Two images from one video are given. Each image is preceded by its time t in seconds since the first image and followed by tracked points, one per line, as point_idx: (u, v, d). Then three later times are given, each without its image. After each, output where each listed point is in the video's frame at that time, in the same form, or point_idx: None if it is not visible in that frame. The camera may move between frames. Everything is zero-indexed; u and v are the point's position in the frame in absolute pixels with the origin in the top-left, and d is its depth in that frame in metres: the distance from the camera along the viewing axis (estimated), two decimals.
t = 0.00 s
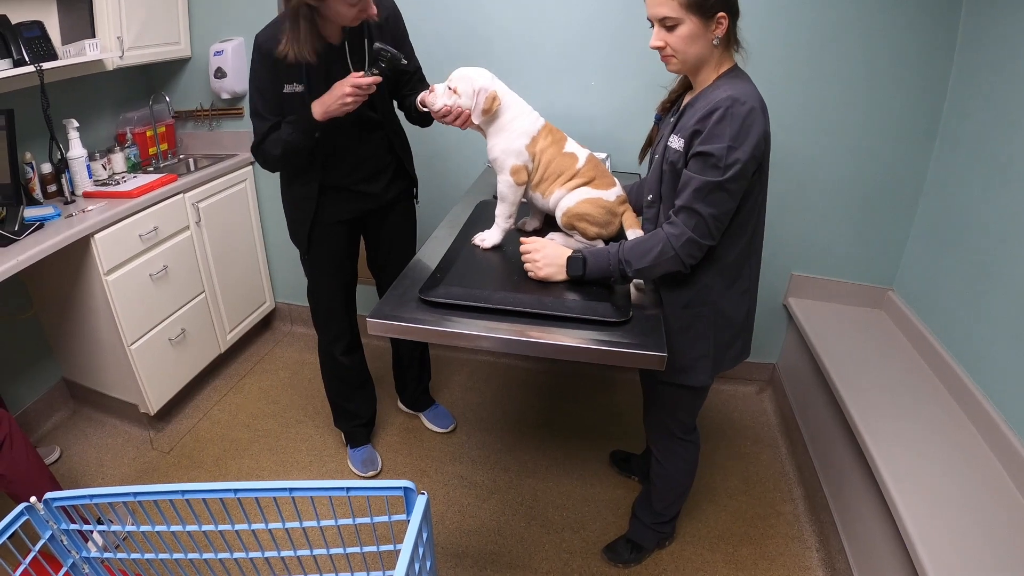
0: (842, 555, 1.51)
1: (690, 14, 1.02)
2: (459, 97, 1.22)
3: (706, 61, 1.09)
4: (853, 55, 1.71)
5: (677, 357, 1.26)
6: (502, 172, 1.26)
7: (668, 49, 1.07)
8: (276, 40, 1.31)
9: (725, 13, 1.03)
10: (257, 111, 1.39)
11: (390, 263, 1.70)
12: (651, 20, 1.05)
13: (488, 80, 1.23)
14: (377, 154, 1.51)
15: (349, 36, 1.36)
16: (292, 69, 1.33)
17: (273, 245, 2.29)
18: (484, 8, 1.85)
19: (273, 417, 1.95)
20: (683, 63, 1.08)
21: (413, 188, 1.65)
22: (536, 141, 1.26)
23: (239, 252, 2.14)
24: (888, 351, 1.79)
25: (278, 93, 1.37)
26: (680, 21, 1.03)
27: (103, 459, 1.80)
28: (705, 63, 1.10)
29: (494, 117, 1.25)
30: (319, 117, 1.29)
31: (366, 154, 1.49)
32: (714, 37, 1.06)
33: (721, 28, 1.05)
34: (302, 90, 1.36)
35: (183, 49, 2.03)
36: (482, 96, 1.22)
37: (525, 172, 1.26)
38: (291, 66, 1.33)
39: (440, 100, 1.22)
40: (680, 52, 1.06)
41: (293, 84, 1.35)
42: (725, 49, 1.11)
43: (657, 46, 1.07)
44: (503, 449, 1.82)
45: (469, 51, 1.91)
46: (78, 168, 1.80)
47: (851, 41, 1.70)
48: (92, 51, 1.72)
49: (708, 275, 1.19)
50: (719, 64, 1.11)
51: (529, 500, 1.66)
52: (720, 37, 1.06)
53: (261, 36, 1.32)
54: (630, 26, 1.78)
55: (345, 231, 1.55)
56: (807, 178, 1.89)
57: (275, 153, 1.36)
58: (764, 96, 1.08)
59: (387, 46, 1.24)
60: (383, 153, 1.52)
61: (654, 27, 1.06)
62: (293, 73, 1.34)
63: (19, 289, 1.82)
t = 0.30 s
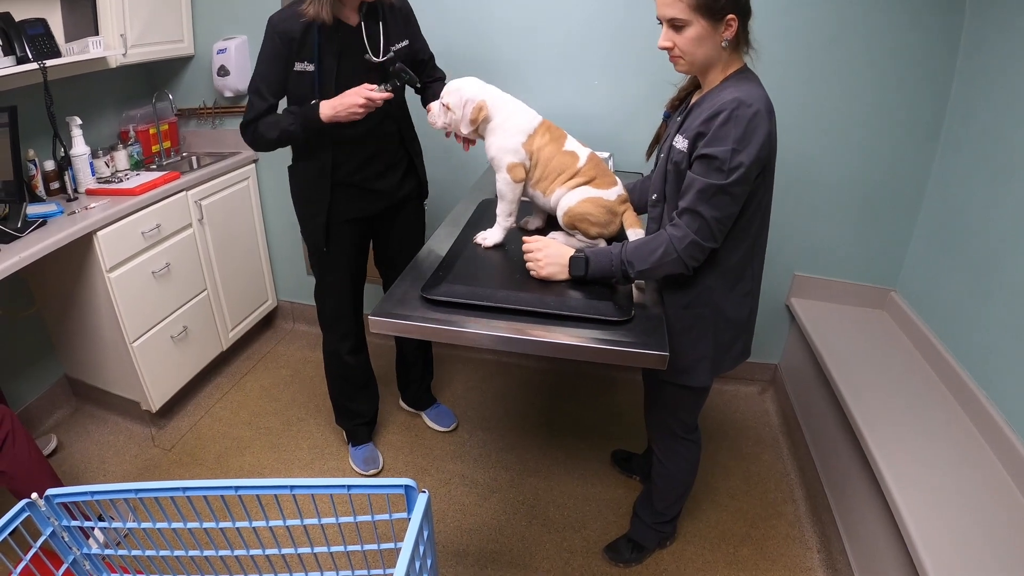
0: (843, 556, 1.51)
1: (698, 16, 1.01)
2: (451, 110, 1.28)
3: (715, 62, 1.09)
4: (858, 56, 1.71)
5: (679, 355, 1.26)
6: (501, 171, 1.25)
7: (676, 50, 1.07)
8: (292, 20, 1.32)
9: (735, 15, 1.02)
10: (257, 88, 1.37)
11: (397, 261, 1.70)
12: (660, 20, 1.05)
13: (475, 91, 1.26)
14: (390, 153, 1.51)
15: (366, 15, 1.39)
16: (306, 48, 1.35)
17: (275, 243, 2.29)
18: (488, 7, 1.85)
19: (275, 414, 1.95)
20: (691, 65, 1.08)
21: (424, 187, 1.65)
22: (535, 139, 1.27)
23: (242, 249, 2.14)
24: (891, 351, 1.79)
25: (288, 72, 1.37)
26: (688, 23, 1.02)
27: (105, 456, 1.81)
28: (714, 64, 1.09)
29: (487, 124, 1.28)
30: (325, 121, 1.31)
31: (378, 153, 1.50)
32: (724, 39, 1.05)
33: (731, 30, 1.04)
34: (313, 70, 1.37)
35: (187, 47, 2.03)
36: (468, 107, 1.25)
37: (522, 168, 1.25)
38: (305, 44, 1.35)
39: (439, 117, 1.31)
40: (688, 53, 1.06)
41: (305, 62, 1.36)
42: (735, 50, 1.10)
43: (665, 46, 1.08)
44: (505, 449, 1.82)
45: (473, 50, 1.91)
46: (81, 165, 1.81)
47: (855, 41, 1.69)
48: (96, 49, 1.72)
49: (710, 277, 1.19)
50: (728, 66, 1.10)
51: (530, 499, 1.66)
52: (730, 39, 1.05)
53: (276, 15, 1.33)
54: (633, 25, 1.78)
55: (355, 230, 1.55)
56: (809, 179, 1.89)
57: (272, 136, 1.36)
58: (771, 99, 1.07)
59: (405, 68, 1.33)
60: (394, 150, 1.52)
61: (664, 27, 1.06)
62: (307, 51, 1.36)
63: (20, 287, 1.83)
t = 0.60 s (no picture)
0: (845, 557, 1.50)
1: (698, 14, 1.01)
2: (461, 130, 1.29)
3: (715, 62, 1.09)
4: (863, 56, 1.70)
5: (682, 354, 1.26)
6: (503, 167, 1.26)
7: (675, 48, 1.07)
8: (320, 4, 1.36)
9: (735, 15, 1.02)
10: (283, 72, 1.39)
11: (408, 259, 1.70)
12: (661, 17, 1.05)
13: (476, 104, 1.26)
14: (410, 155, 1.52)
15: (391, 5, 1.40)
16: (332, 32, 1.37)
17: (278, 241, 2.29)
18: (492, 5, 1.84)
19: (277, 412, 1.95)
20: (690, 64, 1.08)
21: (439, 187, 1.66)
22: (539, 137, 1.26)
23: (245, 247, 2.14)
24: (894, 353, 1.79)
25: (313, 56, 1.39)
26: (688, 21, 1.02)
27: (107, 452, 1.81)
28: (715, 64, 1.09)
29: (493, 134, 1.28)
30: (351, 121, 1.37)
31: (399, 153, 1.51)
32: (723, 39, 1.05)
33: (731, 30, 1.04)
34: (338, 54, 1.38)
35: (191, 44, 2.03)
36: (472, 120, 1.26)
37: (524, 165, 1.25)
38: (331, 29, 1.37)
39: (452, 143, 1.32)
40: (687, 52, 1.06)
41: (330, 47, 1.38)
42: (736, 50, 1.10)
43: (666, 44, 1.07)
44: (507, 448, 1.82)
45: (477, 49, 1.91)
46: (85, 161, 1.81)
47: (860, 41, 1.69)
48: (100, 45, 1.72)
49: (713, 277, 1.19)
50: (728, 66, 1.10)
51: (532, 498, 1.66)
52: (729, 39, 1.05)
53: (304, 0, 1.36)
54: (638, 24, 1.77)
55: (370, 229, 1.55)
56: (813, 179, 1.89)
57: (296, 124, 1.39)
58: (772, 98, 1.07)
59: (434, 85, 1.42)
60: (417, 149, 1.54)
61: (664, 24, 1.06)
62: (332, 37, 1.38)
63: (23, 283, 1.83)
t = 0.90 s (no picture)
0: (847, 557, 1.50)
1: (696, 8, 1.01)
2: (467, 140, 1.29)
3: (714, 58, 1.09)
4: (869, 55, 1.70)
5: (687, 351, 1.26)
6: (512, 164, 1.25)
7: (675, 43, 1.07)
8: None
9: (733, 10, 1.02)
10: (313, 60, 1.40)
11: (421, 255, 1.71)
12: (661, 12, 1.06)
13: (478, 114, 1.26)
14: (433, 154, 1.53)
15: None
16: (362, 22, 1.38)
17: (283, 236, 2.30)
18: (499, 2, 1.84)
19: (280, 407, 1.95)
20: (690, 59, 1.08)
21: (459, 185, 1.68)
22: (548, 131, 1.27)
23: (249, 241, 2.14)
24: (898, 353, 1.78)
25: (342, 45, 1.39)
26: (687, 15, 1.03)
27: (110, 445, 1.81)
28: (715, 59, 1.09)
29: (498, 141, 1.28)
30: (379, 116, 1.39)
31: (422, 150, 1.52)
32: (721, 33, 1.05)
33: (729, 25, 1.04)
34: (366, 44, 1.39)
35: (196, 39, 2.03)
36: (477, 128, 1.25)
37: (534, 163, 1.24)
38: (361, 19, 1.38)
39: (462, 156, 1.32)
40: (686, 47, 1.06)
41: (359, 36, 1.38)
42: (737, 46, 1.09)
43: (666, 39, 1.08)
44: (510, 444, 1.82)
45: (483, 45, 1.91)
46: (90, 155, 1.81)
47: (867, 40, 1.68)
48: (106, 39, 1.73)
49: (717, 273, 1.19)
50: (729, 62, 1.10)
51: (535, 495, 1.66)
52: (728, 33, 1.05)
53: None
54: (645, 21, 1.77)
55: (387, 223, 1.56)
56: (818, 179, 1.88)
57: (328, 114, 1.40)
58: (775, 92, 1.06)
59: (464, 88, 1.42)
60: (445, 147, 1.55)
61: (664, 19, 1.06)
62: (362, 26, 1.38)
63: (27, 276, 1.83)
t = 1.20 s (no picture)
0: (847, 560, 1.50)
1: (699, 9, 1.01)
2: (480, 141, 1.26)
3: (719, 58, 1.09)
4: (875, 57, 1.70)
5: (690, 351, 1.26)
6: (519, 164, 1.25)
7: (680, 44, 1.07)
8: None
9: (736, 10, 1.02)
10: (332, 53, 1.41)
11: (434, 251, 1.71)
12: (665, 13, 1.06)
13: (489, 114, 1.24)
14: (445, 150, 1.53)
15: None
16: (381, 18, 1.38)
17: (286, 232, 2.30)
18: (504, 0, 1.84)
19: (281, 403, 1.95)
20: (695, 59, 1.08)
21: (472, 181, 1.67)
22: (554, 130, 1.27)
23: (252, 237, 2.14)
24: (900, 355, 1.78)
25: (360, 39, 1.40)
26: (690, 16, 1.03)
27: (112, 440, 1.82)
28: (720, 59, 1.09)
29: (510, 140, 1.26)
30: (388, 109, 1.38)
31: (435, 146, 1.51)
32: (726, 33, 1.04)
33: (733, 24, 1.03)
34: (384, 40, 1.39)
35: (201, 34, 2.03)
36: (491, 128, 1.23)
37: (540, 163, 1.24)
38: (380, 16, 1.38)
39: (475, 159, 1.28)
40: (691, 47, 1.06)
41: (378, 31, 1.39)
42: (741, 45, 1.09)
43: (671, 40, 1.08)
44: (511, 442, 1.82)
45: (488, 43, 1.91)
46: (94, 150, 1.81)
47: (872, 42, 1.68)
48: (111, 34, 1.73)
49: (721, 273, 1.19)
50: (734, 61, 1.09)
51: (536, 493, 1.66)
52: (732, 32, 1.04)
53: None
54: (650, 21, 1.77)
55: (398, 218, 1.57)
56: (822, 180, 1.88)
57: (341, 105, 1.40)
58: (779, 92, 1.06)
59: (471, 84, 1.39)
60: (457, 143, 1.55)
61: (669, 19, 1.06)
62: (380, 23, 1.38)
63: (30, 270, 1.84)
